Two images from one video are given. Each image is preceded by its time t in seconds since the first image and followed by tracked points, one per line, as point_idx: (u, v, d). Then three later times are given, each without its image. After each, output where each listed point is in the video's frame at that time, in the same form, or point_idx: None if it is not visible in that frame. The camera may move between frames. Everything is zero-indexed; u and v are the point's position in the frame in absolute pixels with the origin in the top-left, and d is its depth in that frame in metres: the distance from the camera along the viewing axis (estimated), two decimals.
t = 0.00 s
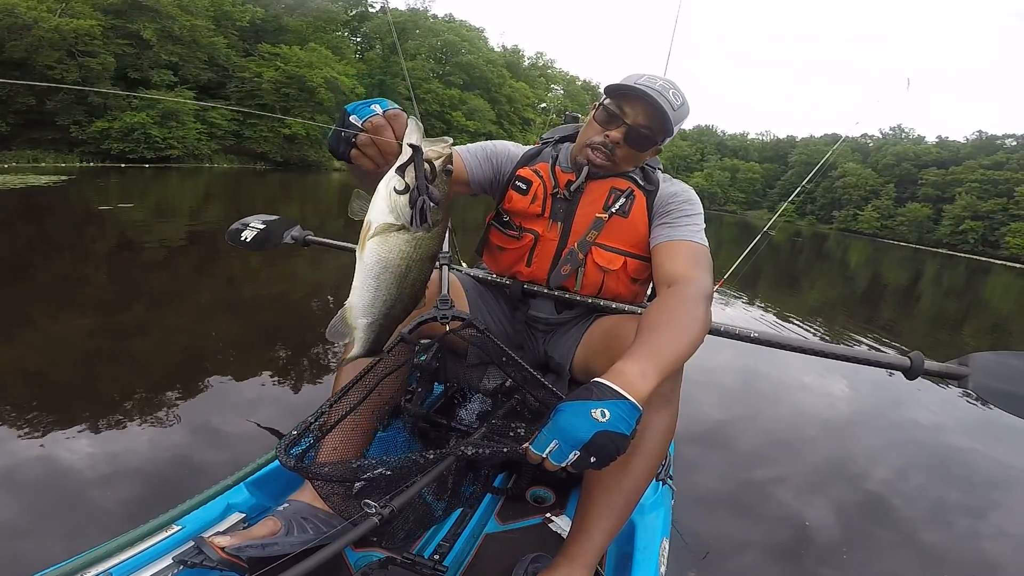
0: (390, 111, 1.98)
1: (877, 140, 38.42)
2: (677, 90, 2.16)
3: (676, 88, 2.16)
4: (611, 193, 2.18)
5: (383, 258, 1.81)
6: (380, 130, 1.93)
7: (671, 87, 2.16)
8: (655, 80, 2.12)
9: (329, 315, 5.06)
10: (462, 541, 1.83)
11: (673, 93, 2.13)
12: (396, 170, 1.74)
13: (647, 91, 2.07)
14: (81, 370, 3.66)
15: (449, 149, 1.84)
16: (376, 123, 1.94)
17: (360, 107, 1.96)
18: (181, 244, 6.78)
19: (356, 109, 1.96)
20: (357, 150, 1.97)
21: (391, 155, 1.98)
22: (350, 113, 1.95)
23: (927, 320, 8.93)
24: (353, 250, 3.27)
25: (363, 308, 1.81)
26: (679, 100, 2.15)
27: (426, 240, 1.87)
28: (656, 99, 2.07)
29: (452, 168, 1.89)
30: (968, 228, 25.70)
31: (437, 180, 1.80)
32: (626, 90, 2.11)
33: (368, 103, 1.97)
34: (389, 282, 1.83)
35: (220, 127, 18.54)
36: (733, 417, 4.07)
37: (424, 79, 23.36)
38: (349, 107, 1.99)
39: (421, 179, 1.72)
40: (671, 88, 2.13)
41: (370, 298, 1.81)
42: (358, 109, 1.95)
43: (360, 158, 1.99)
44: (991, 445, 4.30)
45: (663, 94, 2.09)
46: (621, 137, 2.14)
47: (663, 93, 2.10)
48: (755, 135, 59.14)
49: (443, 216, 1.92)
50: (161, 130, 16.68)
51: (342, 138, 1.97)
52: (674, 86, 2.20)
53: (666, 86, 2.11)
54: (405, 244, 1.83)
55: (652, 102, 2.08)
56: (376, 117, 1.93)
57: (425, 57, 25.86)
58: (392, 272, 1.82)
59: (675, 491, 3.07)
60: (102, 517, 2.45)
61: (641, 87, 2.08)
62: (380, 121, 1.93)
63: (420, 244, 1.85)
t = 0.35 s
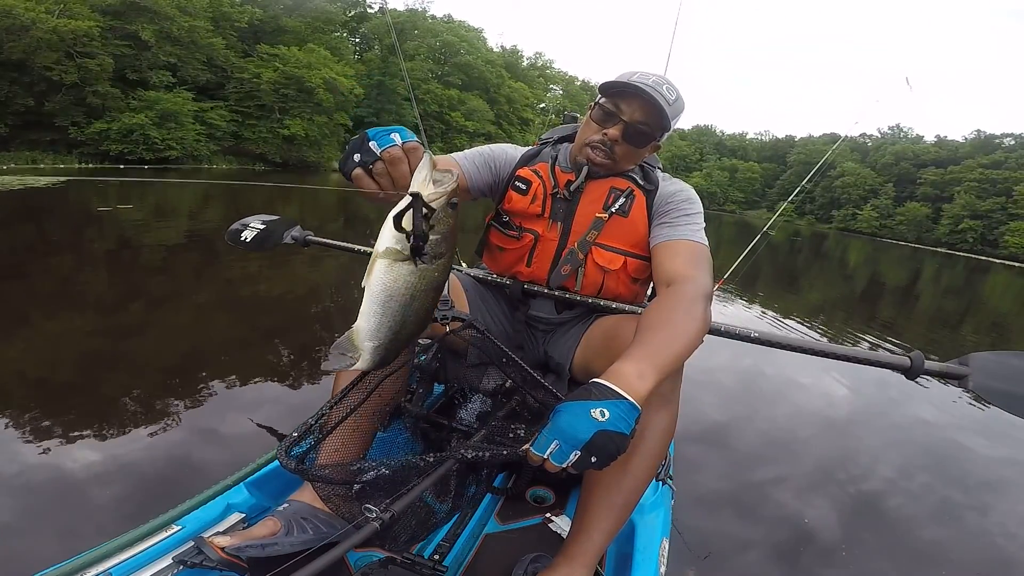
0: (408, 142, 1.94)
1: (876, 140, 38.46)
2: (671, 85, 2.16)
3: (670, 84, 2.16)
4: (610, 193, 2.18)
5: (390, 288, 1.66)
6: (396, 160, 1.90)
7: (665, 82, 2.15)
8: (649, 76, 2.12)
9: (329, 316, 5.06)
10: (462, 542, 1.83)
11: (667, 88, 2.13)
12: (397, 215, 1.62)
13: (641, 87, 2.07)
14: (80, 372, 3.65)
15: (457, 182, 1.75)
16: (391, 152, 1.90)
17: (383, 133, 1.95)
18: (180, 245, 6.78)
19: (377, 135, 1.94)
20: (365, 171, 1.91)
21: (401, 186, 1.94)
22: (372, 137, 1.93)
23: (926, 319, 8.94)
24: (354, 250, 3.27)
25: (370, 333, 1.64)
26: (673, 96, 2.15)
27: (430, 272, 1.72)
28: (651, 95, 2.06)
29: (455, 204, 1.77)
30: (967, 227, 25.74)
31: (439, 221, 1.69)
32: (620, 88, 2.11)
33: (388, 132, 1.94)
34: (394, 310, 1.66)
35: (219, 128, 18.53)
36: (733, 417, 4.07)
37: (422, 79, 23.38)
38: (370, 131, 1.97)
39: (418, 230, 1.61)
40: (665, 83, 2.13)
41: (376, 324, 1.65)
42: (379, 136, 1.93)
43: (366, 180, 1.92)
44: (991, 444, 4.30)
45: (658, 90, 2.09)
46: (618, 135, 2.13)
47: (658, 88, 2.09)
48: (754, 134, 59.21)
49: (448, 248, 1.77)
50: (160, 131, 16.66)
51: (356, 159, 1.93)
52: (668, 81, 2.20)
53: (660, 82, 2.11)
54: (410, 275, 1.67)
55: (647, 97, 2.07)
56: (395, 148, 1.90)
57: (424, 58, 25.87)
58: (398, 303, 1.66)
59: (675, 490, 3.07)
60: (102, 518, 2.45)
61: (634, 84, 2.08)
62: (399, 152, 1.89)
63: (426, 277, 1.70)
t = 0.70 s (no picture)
0: (406, 181, 1.86)
1: (875, 139, 38.50)
2: (659, 77, 2.15)
3: (657, 77, 2.15)
4: (609, 192, 2.18)
5: (387, 332, 1.63)
6: (391, 200, 1.84)
7: (652, 75, 2.15)
8: (636, 71, 2.11)
9: (328, 318, 5.05)
10: (462, 542, 1.83)
11: (655, 81, 2.12)
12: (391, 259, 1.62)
13: (629, 82, 2.06)
14: (78, 373, 3.64)
15: (450, 223, 1.75)
16: (389, 191, 1.84)
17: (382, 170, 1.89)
18: (179, 246, 6.77)
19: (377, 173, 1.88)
20: (362, 208, 1.87)
21: (395, 226, 1.89)
22: (371, 175, 1.87)
23: (926, 318, 8.94)
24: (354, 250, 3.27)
25: (372, 374, 1.60)
26: (662, 88, 2.14)
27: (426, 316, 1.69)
28: (639, 88, 2.05)
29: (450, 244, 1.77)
30: (966, 226, 25.76)
31: (429, 261, 1.69)
32: (608, 84, 2.10)
33: (390, 168, 1.89)
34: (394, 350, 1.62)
35: (218, 129, 18.53)
36: (733, 416, 4.06)
37: (421, 80, 23.39)
38: (373, 167, 1.92)
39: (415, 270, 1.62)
40: (652, 77, 2.12)
41: (378, 365, 1.60)
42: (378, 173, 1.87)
43: (361, 217, 1.88)
44: (992, 444, 4.29)
45: (645, 83, 2.08)
46: (612, 131, 2.12)
47: (645, 82, 2.09)
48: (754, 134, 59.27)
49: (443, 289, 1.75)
50: (159, 132, 16.63)
51: (355, 197, 1.87)
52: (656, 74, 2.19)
53: (647, 75, 2.10)
54: (407, 319, 1.65)
55: (636, 92, 2.06)
56: (391, 187, 1.84)
57: (422, 58, 25.89)
58: (397, 347, 1.63)
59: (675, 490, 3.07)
60: (100, 518, 2.44)
61: (622, 79, 2.07)
62: (395, 192, 1.83)
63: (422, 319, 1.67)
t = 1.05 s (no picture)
0: (431, 210, 1.85)
1: (874, 139, 38.53)
2: (649, 71, 2.16)
3: (648, 71, 2.16)
4: (609, 192, 2.18)
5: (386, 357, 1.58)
6: (410, 225, 1.82)
7: (642, 70, 2.15)
8: (625, 67, 2.12)
9: (327, 317, 5.04)
10: (462, 542, 1.83)
11: (645, 75, 2.13)
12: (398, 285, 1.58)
13: (620, 79, 2.08)
14: (77, 372, 3.64)
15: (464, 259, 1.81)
16: (413, 217, 1.82)
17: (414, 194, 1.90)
18: (178, 245, 6.77)
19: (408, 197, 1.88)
20: (383, 230, 1.85)
21: (412, 251, 1.86)
22: (401, 197, 1.88)
23: (925, 318, 8.95)
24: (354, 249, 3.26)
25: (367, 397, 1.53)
26: (653, 83, 2.15)
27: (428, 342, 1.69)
28: (629, 83, 2.06)
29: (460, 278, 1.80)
30: (965, 226, 25.78)
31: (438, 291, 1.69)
32: (600, 81, 2.12)
33: (419, 195, 1.88)
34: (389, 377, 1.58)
35: (217, 128, 18.52)
36: (733, 416, 4.06)
37: (421, 79, 23.40)
38: (403, 190, 1.92)
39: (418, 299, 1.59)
40: (642, 71, 2.13)
41: (373, 387, 1.55)
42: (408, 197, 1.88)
43: (382, 239, 1.87)
44: (991, 444, 4.30)
45: (635, 78, 2.09)
46: (607, 128, 2.13)
47: (634, 77, 2.10)
48: (754, 135, 59.32)
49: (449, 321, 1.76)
50: (158, 131, 16.60)
51: (381, 218, 1.86)
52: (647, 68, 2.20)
53: (636, 70, 2.11)
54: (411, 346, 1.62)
55: (627, 87, 2.07)
56: (416, 213, 1.82)
57: (421, 58, 25.89)
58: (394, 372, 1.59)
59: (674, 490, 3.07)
60: (99, 517, 2.44)
61: (613, 75, 2.08)
62: (417, 217, 1.82)
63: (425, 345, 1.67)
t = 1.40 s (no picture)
0: (435, 226, 1.85)
1: (874, 139, 38.55)
2: (635, 67, 2.18)
3: (633, 66, 2.18)
4: (608, 191, 2.18)
5: (396, 370, 1.64)
6: (414, 243, 1.82)
7: (627, 66, 2.18)
8: (609, 64, 2.15)
9: (327, 317, 5.04)
10: (462, 543, 1.83)
11: (630, 70, 2.15)
12: (414, 303, 1.68)
13: (607, 76, 2.10)
14: (77, 372, 3.64)
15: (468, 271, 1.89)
16: (419, 235, 1.82)
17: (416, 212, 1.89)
18: (178, 245, 6.76)
19: (411, 214, 1.87)
20: (389, 247, 1.85)
21: (417, 267, 1.85)
22: (405, 214, 1.87)
23: (924, 318, 8.96)
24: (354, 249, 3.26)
25: (381, 409, 1.59)
26: (638, 77, 2.17)
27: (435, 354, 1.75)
28: (614, 80, 2.09)
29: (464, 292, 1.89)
30: (964, 226, 25.80)
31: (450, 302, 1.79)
32: (588, 79, 2.14)
33: (423, 211, 1.88)
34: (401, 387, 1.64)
35: (217, 128, 18.52)
36: (733, 417, 4.07)
37: (420, 79, 23.40)
38: (407, 207, 1.92)
39: (439, 313, 1.70)
40: (627, 67, 2.15)
41: (386, 399, 1.60)
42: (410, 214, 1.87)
43: (387, 256, 1.86)
44: (990, 444, 4.30)
45: (620, 74, 2.11)
46: (597, 125, 2.16)
47: (619, 73, 2.12)
48: (754, 134, 59.33)
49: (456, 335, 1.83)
50: (157, 131, 16.58)
51: (387, 234, 1.85)
52: (633, 65, 2.22)
53: (621, 66, 2.14)
54: (420, 358, 1.70)
55: (614, 84, 2.10)
56: (420, 229, 1.82)
57: (421, 58, 25.88)
58: (405, 385, 1.65)
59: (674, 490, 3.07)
60: (99, 518, 2.44)
61: (599, 73, 2.11)
62: (420, 235, 1.81)
63: (433, 358, 1.73)
